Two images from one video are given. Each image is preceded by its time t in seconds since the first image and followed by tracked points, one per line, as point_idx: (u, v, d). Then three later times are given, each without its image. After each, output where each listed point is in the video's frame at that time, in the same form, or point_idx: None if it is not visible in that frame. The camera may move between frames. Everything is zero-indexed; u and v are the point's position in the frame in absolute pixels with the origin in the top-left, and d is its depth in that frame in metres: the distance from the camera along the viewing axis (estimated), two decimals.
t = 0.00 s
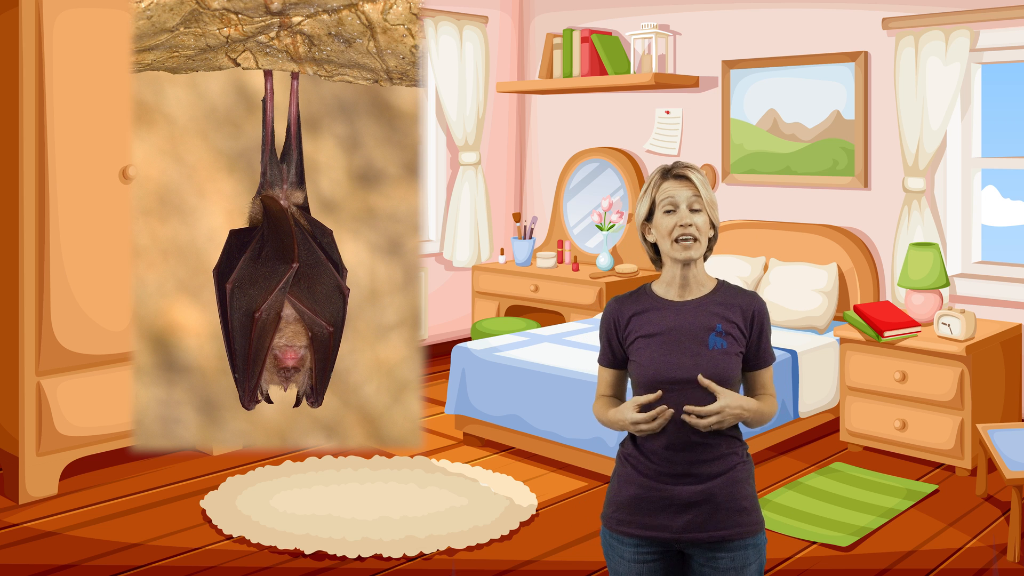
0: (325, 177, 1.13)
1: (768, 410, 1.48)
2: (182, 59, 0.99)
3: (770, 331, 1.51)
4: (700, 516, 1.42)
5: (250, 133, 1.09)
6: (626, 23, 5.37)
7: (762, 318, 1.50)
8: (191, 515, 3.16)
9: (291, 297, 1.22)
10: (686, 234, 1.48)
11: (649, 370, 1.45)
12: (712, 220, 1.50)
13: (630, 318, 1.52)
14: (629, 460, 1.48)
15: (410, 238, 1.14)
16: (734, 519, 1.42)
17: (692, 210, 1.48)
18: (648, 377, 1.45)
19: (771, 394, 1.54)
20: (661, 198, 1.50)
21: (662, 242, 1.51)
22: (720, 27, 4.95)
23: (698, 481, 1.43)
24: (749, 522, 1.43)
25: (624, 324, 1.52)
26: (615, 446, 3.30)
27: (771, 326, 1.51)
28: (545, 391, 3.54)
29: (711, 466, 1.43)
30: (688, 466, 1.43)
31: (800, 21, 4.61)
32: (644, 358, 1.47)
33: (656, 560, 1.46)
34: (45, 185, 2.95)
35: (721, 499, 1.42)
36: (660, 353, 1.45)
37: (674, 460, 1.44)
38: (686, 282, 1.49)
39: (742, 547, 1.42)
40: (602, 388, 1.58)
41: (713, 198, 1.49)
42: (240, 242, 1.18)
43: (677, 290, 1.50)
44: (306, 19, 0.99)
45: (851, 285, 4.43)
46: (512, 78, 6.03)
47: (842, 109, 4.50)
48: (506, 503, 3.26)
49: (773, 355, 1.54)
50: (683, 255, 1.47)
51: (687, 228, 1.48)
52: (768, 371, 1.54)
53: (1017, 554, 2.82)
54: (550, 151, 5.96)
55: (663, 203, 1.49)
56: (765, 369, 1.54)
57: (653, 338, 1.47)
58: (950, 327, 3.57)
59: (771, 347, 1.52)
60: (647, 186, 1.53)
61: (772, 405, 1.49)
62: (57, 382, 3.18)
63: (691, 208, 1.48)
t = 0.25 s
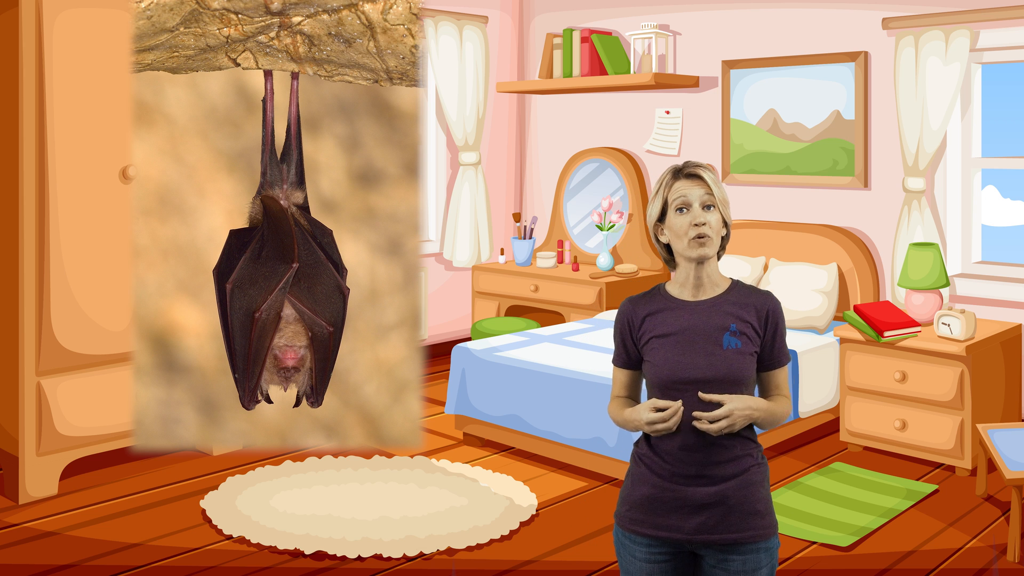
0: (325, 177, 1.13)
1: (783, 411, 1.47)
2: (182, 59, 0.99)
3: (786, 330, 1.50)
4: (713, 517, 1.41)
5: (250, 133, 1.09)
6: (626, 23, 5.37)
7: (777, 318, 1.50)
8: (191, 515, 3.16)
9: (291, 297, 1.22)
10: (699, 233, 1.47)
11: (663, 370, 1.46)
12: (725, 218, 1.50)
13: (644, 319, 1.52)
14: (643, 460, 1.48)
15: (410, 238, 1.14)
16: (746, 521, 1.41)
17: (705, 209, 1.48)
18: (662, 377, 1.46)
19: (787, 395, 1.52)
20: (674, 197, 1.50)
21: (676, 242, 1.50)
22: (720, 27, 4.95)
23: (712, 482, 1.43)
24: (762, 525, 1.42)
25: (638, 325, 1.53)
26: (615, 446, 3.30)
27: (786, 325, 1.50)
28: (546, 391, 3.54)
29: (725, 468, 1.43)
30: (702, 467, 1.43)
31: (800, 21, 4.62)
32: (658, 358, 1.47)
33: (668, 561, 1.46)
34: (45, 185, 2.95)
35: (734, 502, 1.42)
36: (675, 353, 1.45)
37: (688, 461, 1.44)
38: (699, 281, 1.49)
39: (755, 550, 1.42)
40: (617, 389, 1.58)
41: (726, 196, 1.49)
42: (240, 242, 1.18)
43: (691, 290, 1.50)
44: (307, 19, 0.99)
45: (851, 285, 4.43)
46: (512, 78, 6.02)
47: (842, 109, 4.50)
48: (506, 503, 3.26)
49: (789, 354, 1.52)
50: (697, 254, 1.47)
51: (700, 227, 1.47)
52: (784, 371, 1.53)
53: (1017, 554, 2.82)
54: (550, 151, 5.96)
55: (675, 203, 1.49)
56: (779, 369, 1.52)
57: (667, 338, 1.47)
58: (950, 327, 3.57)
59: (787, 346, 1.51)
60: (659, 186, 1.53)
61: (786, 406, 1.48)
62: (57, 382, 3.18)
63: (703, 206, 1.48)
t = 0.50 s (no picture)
0: (325, 177, 1.13)
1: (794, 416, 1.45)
2: (182, 59, 0.99)
3: (797, 331, 1.49)
4: (721, 518, 1.42)
5: (250, 133, 1.10)
6: (626, 23, 5.37)
7: (787, 319, 1.48)
8: (191, 515, 3.16)
9: (291, 297, 1.21)
10: (710, 232, 1.47)
11: (673, 370, 1.46)
12: (734, 217, 1.50)
13: (654, 320, 1.52)
14: (653, 459, 1.49)
15: (410, 238, 1.14)
16: (754, 523, 1.41)
17: (715, 208, 1.47)
18: (672, 377, 1.46)
19: (799, 398, 1.51)
20: (683, 197, 1.50)
21: (686, 242, 1.50)
22: (720, 27, 4.95)
23: (720, 483, 1.43)
24: (771, 527, 1.42)
25: (649, 326, 1.53)
26: (615, 446, 3.30)
27: (798, 326, 1.49)
28: (546, 391, 3.54)
29: (734, 469, 1.43)
30: (711, 468, 1.43)
31: (800, 21, 4.62)
32: (669, 357, 1.48)
33: (675, 560, 1.46)
34: (45, 185, 2.95)
35: (742, 503, 1.42)
36: (684, 354, 1.46)
37: (698, 462, 1.44)
38: (711, 282, 1.49)
39: (762, 552, 1.42)
40: (629, 390, 1.58)
41: (735, 195, 1.49)
42: (240, 242, 1.18)
43: (702, 290, 1.49)
44: (307, 19, 0.99)
45: (851, 285, 4.43)
46: (512, 78, 6.02)
47: (842, 109, 4.50)
48: (506, 503, 3.26)
49: (802, 356, 1.50)
50: (709, 253, 1.47)
51: (710, 226, 1.47)
52: (797, 373, 1.51)
53: (1017, 554, 2.82)
54: (550, 151, 5.96)
55: (685, 203, 1.49)
56: (792, 371, 1.50)
57: (677, 338, 1.48)
58: (950, 327, 3.57)
59: (799, 348, 1.50)
60: (667, 187, 1.53)
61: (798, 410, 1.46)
62: (57, 382, 3.18)
63: (713, 205, 1.48)
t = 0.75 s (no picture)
0: (325, 176, 1.13)
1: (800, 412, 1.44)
2: (182, 59, 0.99)
3: (802, 330, 1.49)
4: (725, 519, 1.41)
5: (250, 133, 1.09)
6: (626, 23, 5.37)
7: (792, 317, 1.49)
8: (191, 515, 3.16)
9: (291, 297, 1.21)
10: (715, 231, 1.46)
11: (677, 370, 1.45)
12: (739, 216, 1.49)
13: (659, 320, 1.52)
14: (658, 459, 1.49)
15: (410, 238, 1.14)
16: (758, 524, 1.41)
17: (720, 206, 1.47)
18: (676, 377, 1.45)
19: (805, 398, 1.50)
20: (688, 196, 1.49)
21: (690, 242, 1.49)
22: (720, 27, 4.95)
23: (725, 484, 1.42)
24: (774, 528, 1.42)
25: (653, 326, 1.53)
26: (615, 446, 3.31)
27: (802, 325, 1.50)
28: (546, 391, 3.54)
29: (738, 469, 1.42)
30: (715, 468, 1.43)
31: (800, 21, 4.62)
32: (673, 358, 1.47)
33: (678, 560, 1.47)
34: (45, 185, 2.95)
35: (746, 504, 1.41)
36: (688, 354, 1.45)
37: (703, 461, 1.44)
38: (715, 281, 1.48)
39: (765, 552, 1.42)
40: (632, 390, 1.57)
41: (739, 194, 1.48)
42: (240, 241, 1.17)
43: (706, 289, 1.49)
44: (307, 19, 0.99)
45: (851, 285, 4.43)
46: (512, 78, 6.03)
47: (842, 109, 4.50)
48: (506, 503, 3.26)
49: (807, 355, 1.51)
50: (714, 253, 1.46)
51: (715, 225, 1.46)
52: (802, 372, 1.51)
53: (1017, 554, 2.82)
54: (550, 151, 5.96)
55: (689, 202, 1.48)
56: (797, 370, 1.50)
57: (681, 338, 1.47)
58: (950, 327, 3.57)
59: (803, 347, 1.50)
60: (671, 186, 1.52)
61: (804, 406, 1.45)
62: (57, 382, 3.18)
63: (718, 204, 1.47)
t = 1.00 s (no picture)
0: (325, 176, 1.13)
1: (794, 418, 1.46)
2: (182, 59, 0.99)
3: (800, 329, 1.49)
4: (726, 519, 1.42)
5: (250, 133, 1.09)
6: (626, 23, 5.37)
7: (791, 317, 1.49)
8: (191, 515, 3.16)
9: (291, 297, 1.21)
10: (716, 235, 1.47)
11: (677, 371, 1.46)
12: (739, 219, 1.50)
13: (658, 321, 1.52)
14: (658, 459, 1.48)
15: (410, 238, 1.14)
16: (759, 524, 1.42)
17: (720, 211, 1.48)
18: (676, 379, 1.46)
19: (802, 399, 1.51)
20: (688, 200, 1.49)
21: (690, 245, 1.50)
22: (720, 27, 4.95)
23: (726, 484, 1.43)
24: (775, 528, 1.42)
25: (652, 327, 1.52)
26: (615, 446, 3.31)
27: (801, 324, 1.50)
28: (546, 391, 3.54)
29: (739, 470, 1.43)
30: (716, 468, 1.43)
31: (800, 21, 4.62)
32: (673, 359, 1.47)
33: (679, 560, 1.46)
34: (45, 185, 2.95)
35: (747, 504, 1.42)
36: (688, 355, 1.45)
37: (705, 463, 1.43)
38: (715, 282, 1.49)
39: (766, 553, 1.42)
40: (631, 391, 1.57)
41: (739, 198, 1.49)
42: (240, 241, 1.18)
43: (706, 290, 1.49)
44: (307, 19, 0.99)
45: (851, 285, 4.43)
46: (512, 78, 6.03)
47: (842, 109, 4.50)
48: (506, 503, 3.26)
49: (805, 354, 1.51)
50: (715, 257, 1.46)
51: (716, 229, 1.47)
52: (799, 372, 1.52)
53: (1017, 554, 2.82)
54: (550, 151, 5.96)
55: (690, 205, 1.49)
56: (795, 369, 1.51)
57: (681, 340, 1.47)
58: (950, 327, 3.57)
59: (802, 347, 1.50)
60: (672, 188, 1.53)
61: (801, 414, 1.47)
62: (57, 382, 3.18)
63: (719, 208, 1.48)
